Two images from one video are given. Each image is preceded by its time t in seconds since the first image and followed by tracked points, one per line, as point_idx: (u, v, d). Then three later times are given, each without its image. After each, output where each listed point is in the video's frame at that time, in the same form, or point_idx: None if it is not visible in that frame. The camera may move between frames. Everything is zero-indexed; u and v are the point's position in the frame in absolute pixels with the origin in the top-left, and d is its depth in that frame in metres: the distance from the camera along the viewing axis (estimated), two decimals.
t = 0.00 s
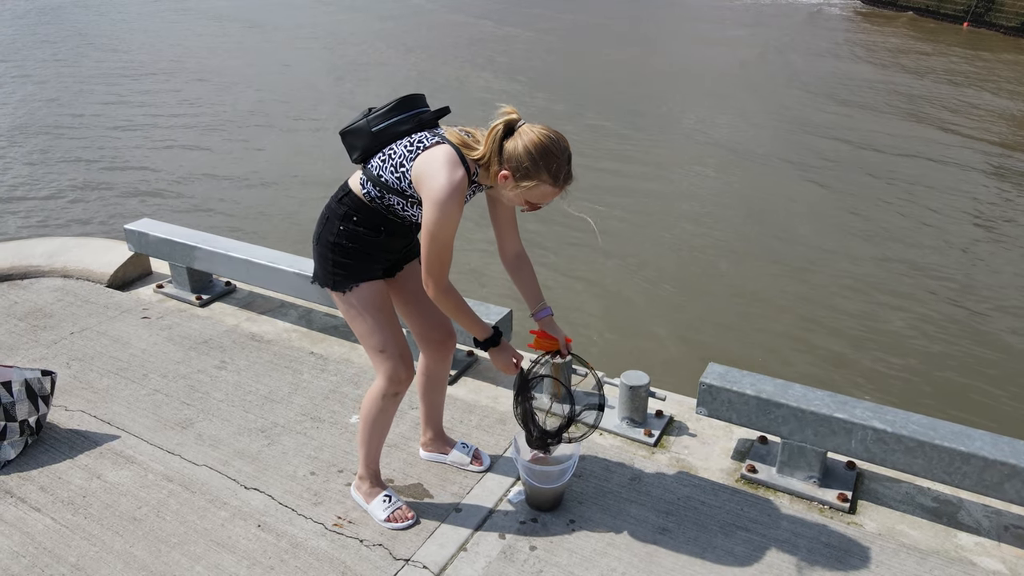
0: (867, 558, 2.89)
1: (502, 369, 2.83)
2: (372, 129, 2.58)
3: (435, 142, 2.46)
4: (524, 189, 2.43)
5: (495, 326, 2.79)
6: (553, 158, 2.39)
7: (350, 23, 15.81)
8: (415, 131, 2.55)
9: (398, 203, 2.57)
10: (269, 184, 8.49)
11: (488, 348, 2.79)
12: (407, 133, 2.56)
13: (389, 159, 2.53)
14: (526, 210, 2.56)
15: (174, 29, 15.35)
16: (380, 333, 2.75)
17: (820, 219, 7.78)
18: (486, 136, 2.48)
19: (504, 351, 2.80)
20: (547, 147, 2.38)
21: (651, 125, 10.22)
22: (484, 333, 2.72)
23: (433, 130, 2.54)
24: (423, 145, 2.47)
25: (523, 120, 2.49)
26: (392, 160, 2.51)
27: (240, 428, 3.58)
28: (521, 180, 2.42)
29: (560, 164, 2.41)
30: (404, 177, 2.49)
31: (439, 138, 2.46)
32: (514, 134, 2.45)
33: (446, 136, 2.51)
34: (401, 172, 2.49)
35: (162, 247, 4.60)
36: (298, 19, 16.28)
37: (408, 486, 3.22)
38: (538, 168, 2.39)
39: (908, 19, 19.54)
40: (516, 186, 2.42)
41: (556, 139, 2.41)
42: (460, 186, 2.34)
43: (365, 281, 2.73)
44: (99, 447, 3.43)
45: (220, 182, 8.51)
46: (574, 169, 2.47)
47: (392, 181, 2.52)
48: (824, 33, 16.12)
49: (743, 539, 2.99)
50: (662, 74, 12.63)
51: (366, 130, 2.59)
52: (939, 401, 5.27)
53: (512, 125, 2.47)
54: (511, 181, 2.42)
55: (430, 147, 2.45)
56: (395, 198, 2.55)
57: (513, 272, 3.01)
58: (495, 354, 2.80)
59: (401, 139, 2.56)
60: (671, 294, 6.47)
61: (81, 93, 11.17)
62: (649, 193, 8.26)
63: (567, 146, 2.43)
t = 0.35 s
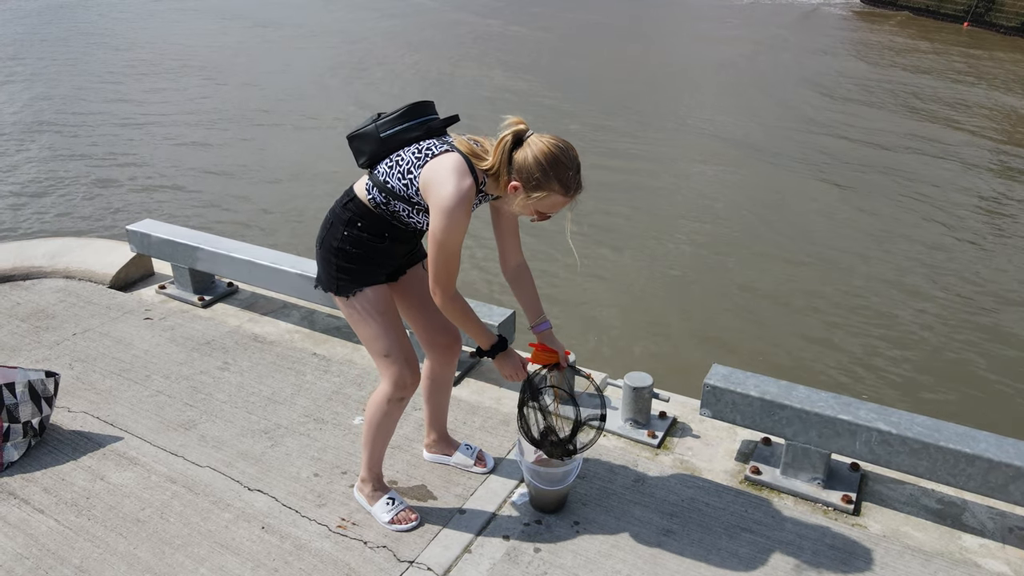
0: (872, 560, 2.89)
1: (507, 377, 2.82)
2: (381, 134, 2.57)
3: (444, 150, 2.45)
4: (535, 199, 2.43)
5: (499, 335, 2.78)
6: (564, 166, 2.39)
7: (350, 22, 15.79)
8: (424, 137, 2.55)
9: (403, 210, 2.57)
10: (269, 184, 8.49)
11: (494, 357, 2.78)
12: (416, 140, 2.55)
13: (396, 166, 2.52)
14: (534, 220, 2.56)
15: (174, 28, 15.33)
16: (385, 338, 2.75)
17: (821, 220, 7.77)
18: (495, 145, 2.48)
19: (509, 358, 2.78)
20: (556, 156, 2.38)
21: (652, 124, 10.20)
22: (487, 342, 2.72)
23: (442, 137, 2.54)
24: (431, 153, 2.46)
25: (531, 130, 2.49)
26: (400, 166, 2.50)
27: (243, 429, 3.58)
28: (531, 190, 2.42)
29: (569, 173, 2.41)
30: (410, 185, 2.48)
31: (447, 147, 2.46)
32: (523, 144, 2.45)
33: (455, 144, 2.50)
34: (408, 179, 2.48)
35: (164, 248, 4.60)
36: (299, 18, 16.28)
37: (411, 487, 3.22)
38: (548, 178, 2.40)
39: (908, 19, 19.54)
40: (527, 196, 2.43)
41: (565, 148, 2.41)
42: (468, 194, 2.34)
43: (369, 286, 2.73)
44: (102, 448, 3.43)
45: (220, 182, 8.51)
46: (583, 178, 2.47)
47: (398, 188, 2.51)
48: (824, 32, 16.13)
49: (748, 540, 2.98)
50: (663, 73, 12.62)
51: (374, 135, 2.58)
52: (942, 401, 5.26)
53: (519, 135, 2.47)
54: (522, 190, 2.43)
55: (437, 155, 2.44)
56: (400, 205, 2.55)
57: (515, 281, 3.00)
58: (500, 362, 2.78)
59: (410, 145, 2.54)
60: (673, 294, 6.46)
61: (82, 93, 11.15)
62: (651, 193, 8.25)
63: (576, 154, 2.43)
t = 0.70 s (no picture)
0: (873, 559, 2.88)
1: (513, 380, 2.81)
2: (383, 142, 2.56)
3: (446, 160, 2.44)
4: (540, 212, 2.43)
5: (503, 338, 2.76)
6: (567, 179, 2.38)
7: (350, 21, 15.77)
8: (427, 146, 2.55)
9: (404, 217, 2.57)
10: (269, 183, 8.48)
11: (498, 360, 2.76)
12: (419, 148, 2.55)
13: (399, 174, 2.51)
14: (537, 231, 2.55)
15: (174, 27, 15.30)
16: (387, 340, 2.74)
17: (822, 218, 7.75)
18: (497, 157, 2.47)
19: (515, 360, 2.76)
20: (560, 169, 2.38)
21: (652, 123, 10.18)
22: (491, 346, 2.70)
23: (444, 146, 2.54)
24: (434, 162, 2.45)
25: (532, 141, 2.48)
26: (403, 174, 2.50)
27: (244, 429, 3.58)
28: (535, 203, 2.42)
29: (573, 186, 2.41)
30: (413, 193, 2.47)
31: (450, 157, 2.45)
32: (525, 156, 2.44)
33: (457, 154, 2.49)
34: (410, 188, 2.48)
35: (164, 247, 4.59)
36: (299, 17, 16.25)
37: (412, 487, 3.21)
38: (550, 190, 2.39)
39: (908, 20, 19.53)
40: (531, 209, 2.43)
41: (567, 159, 2.40)
42: (471, 206, 2.33)
43: (369, 290, 2.72)
44: (102, 447, 3.42)
45: (220, 182, 8.50)
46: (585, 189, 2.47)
47: (400, 195, 2.51)
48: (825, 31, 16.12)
49: (749, 540, 2.98)
50: (663, 71, 12.60)
51: (376, 142, 2.57)
52: (942, 399, 5.25)
53: (521, 147, 2.46)
54: (526, 203, 2.43)
55: (440, 164, 2.43)
56: (401, 212, 2.55)
57: (512, 284, 2.98)
58: (506, 366, 2.77)
59: (413, 154, 2.54)
60: (673, 294, 6.45)
61: (81, 92, 11.14)
62: (651, 191, 8.23)
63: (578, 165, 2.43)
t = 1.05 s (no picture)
0: (873, 558, 2.88)
1: (509, 357, 2.83)
2: (381, 139, 2.56)
3: (445, 155, 2.43)
4: (541, 204, 2.44)
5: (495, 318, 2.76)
6: (567, 170, 2.38)
7: (350, 20, 15.76)
8: (426, 142, 2.55)
9: (404, 215, 2.57)
10: (269, 182, 8.48)
11: (491, 342, 2.77)
12: (417, 144, 2.55)
13: (398, 170, 2.51)
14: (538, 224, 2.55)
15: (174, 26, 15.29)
16: (387, 339, 2.74)
17: (822, 217, 7.74)
18: (496, 150, 2.47)
19: (508, 337, 2.78)
20: (559, 160, 2.38)
21: (653, 121, 10.16)
22: (480, 326, 2.68)
23: (443, 142, 2.54)
24: (433, 158, 2.45)
25: (531, 135, 2.48)
26: (402, 171, 2.50)
27: (244, 427, 3.57)
28: (536, 196, 2.42)
29: (573, 175, 2.41)
30: (413, 190, 2.48)
31: (449, 152, 2.44)
32: (524, 149, 2.43)
33: (456, 149, 2.48)
34: (410, 185, 2.48)
35: (164, 246, 4.59)
36: (299, 16, 16.25)
37: (413, 485, 3.21)
38: (551, 183, 2.39)
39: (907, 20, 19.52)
40: (532, 201, 2.43)
41: (567, 152, 2.40)
42: (471, 201, 2.33)
43: (369, 289, 2.73)
44: (103, 445, 3.42)
45: (220, 181, 8.49)
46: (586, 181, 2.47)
47: (400, 193, 2.51)
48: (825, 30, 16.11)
49: (750, 539, 2.98)
50: (663, 70, 12.59)
51: (374, 139, 2.57)
52: (942, 398, 5.25)
53: (520, 140, 2.46)
54: (526, 196, 2.43)
55: (440, 160, 2.43)
56: (402, 210, 2.55)
57: (497, 278, 3.00)
58: (502, 343, 2.78)
59: (411, 150, 2.54)
60: (673, 293, 6.45)
61: (81, 91, 11.13)
62: (651, 190, 8.21)
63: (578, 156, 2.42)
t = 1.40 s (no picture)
0: (872, 557, 2.88)
1: (495, 370, 2.80)
2: (376, 138, 2.56)
3: (440, 154, 2.43)
4: (536, 203, 2.44)
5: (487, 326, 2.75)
6: (562, 168, 2.38)
7: (350, 19, 15.75)
8: (420, 141, 2.55)
9: (401, 214, 2.57)
10: (268, 181, 8.47)
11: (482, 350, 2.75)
12: (412, 143, 2.55)
13: (393, 170, 2.52)
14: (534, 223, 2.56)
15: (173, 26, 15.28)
16: (386, 339, 2.74)
17: (822, 215, 7.74)
18: (490, 148, 2.47)
19: (498, 351, 2.75)
20: (554, 158, 2.38)
21: (652, 120, 10.14)
22: (475, 335, 2.69)
23: (438, 140, 2.54)
24: (427, 157, 2.45)
25: (527, 132, 2.48)
26: (397, 171, 2.50)
27: (243, 426, 3.58)
28: (530, 194, 2.42)
29: (567, 174, 2.40)
30: (408, 190, 2.48)
31: (444, 151, 2.44)
32: (519, 147, 2.44)
33: (450, 147, 2.48)
34: (405, 185, 2.48)
35: (163, 245, 4.59)
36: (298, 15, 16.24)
37: (412, 484, 3.21)
38: (546, 181, 2.39)
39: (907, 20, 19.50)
40: (526, 199, 2.43)
41: (563, 150, 2.40)
42: (466, 200, 2.33)
43: (368, 289, 2.73)
44: (102, 444, 3.42)
45: (219, 180, 8.49)
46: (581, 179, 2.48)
47: (395, 193, 2.51)
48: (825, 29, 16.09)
49: (748, 537, 2.98)
50: (663, 69, 12.58)
51: (369, 139, 2.57)
52: (941, 397, 5.24)
53: (516, 139, 2.46)
54: (521, 194, 2.42)
55: (434, 159, 2.43)
56: (398, 210, 2.56)
57: (494, 272, 2.98)
58: (490, 355, 2.76)
59: (406, 149, 2.55)
60: (673, 291, 6.45)
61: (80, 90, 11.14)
62: (651, 189, 8.21)
63: (573, 154, 2.43)
